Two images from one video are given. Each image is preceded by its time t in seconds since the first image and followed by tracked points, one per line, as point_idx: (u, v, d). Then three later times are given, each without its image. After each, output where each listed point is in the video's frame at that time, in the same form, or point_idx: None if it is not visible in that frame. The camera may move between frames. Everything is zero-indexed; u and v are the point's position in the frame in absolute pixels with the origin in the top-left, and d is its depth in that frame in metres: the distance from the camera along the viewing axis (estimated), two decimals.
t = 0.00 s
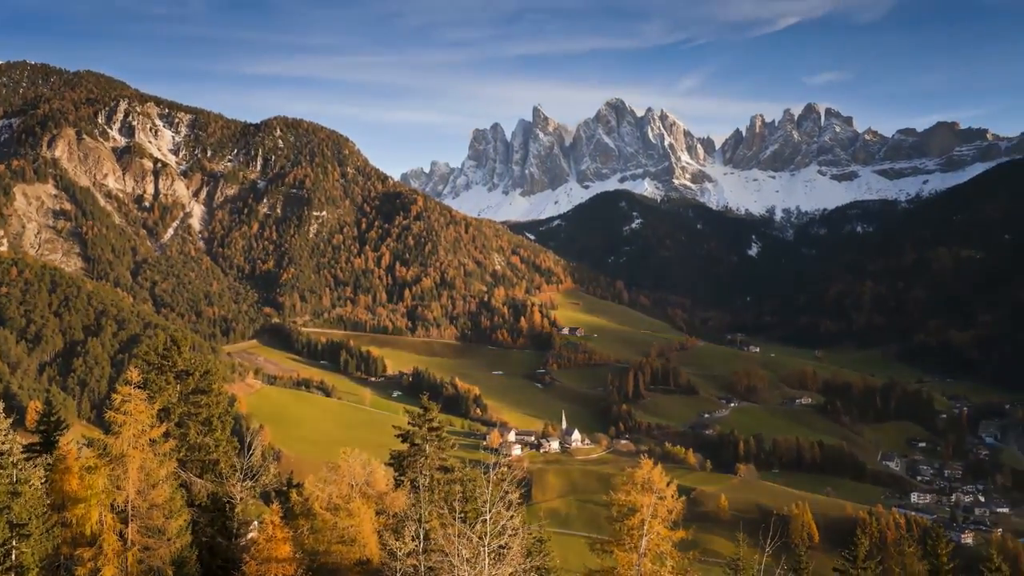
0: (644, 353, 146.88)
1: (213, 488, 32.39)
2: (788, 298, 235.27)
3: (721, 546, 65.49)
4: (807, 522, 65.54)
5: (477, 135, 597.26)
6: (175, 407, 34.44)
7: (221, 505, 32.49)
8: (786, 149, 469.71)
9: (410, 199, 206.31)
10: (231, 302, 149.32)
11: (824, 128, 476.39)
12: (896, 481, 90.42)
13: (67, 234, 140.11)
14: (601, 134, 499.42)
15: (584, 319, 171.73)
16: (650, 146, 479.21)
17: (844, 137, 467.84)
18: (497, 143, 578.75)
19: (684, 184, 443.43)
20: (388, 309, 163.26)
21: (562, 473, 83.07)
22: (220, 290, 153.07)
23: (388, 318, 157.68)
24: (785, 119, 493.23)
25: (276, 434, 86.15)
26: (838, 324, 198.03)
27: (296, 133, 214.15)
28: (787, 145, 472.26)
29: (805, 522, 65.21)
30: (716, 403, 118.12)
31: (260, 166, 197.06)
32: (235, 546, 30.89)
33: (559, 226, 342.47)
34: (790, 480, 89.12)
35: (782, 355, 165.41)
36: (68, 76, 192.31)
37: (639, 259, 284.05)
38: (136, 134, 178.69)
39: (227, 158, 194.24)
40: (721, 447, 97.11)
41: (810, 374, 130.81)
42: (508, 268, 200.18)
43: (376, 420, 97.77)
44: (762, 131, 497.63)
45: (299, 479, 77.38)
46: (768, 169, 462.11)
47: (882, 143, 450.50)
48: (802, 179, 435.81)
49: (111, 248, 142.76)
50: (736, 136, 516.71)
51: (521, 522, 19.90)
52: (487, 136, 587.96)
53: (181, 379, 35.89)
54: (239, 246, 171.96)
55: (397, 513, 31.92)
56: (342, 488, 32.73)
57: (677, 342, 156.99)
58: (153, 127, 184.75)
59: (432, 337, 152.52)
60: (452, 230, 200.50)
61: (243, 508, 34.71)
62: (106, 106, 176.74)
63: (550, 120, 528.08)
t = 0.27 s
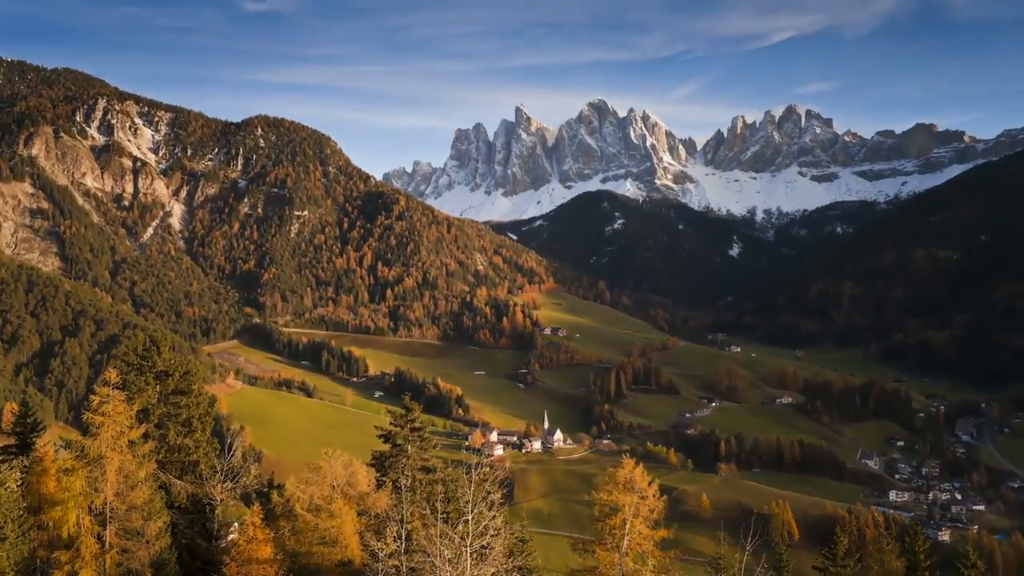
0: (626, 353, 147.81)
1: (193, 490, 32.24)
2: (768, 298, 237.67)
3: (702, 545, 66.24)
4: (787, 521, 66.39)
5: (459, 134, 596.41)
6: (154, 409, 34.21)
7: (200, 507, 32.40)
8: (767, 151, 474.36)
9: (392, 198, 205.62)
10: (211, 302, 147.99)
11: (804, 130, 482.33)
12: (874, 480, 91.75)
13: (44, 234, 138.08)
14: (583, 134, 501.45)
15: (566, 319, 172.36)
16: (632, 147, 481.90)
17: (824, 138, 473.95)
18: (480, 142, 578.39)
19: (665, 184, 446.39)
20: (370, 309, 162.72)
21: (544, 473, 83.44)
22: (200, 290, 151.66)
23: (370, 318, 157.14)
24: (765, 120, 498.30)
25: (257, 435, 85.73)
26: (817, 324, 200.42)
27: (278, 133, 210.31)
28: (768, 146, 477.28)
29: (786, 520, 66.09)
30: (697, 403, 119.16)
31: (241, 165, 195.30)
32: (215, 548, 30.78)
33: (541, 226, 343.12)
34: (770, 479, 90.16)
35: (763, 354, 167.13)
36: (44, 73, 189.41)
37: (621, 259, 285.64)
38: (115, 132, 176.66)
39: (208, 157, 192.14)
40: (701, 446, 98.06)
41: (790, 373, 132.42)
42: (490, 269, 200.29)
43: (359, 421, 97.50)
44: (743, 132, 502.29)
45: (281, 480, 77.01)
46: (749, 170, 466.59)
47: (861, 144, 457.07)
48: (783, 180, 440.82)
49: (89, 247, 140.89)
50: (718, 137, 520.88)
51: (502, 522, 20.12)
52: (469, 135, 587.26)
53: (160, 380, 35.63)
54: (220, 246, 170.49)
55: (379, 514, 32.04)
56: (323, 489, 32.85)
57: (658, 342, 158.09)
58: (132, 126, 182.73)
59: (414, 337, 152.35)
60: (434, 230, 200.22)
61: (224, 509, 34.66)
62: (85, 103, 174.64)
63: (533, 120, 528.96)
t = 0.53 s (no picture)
0: (611, 353, 148.37)
1: (175, 491, 32.13)
2: (752, 298, 239.56)
3: (686, 544, 66.68)
4: (770, 521, 66.95)
5: (444, 134, 595.21)
6: (136, 410, 34.09)
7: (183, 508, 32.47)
8: (750, 151, 478.01)
9: (376, 198, 204.88)
10: (194, 302, 146.67)
11: (787, 131, 486.93)
12: (857, 478, 92.79)
13: (24, 232, 136.23)
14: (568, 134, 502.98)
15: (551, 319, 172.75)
16: (616, 147, 483.77)
17: (807, 139, 478.85)
18: (465, 142, 577.66)
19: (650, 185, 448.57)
20: (354, 309, 162.09)
21: (529, 474, 83.66)
22: (182, 290, 150.26)
23: (355, 318, 156.53)
24: (749, 121, 502.24)
25: (240, 436, 85.23)
26: (800, 324, 202.19)
27: (262, 131, 209.79)
28: (752, 147, 481.14)
29: (769, 520, 66.66)
30: (681, 403, 119.90)
31: (225, 164, 193.67)
32: (197, 550, 30.72)
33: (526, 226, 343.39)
34: (753, 478, 90.94)
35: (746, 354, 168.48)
36: (24, 69, 186.73)
37: (605, 260, 286.80)
38: (96, 130, 174.90)
39: (191, 156, 190.41)
40: (686, 446, 98.83)
41: (773, 373, 133.67)
42: (475, 269, 200.19)
43: (343, 422, 97.19)
44: (727, 133, 505.96)
45: (264, 481, 76.56)
46: (733, 170, 470.12)
47: (844, 145, 462.42)
48: (766, 181, 444.85)
49: (70, 246, 139.21)
50: (702, 137, 524.04)
51: (487, 522, 20.22)
52: (454, 135, 586.29)
53: (142, 381, 35.44)
54: (203, 245, 169.02)
55: (363, 515, 32.15)
56: (307, 490, 33.18)
57: (643, 342, 158.87)
58: (114, 124, 180.90)
59: (398, 337, 152.06)
60: (419, 230, 199.84)
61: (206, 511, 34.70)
62: (65, 101, 172.89)
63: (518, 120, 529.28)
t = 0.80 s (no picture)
0: (593, 353, 149.09)
1: (155, 493, 32.03)
2: (733, 298, 241.68)
3: (667, 543, 67.33)
4: (750, 520, 67.61)
5: (427, 134, 593.81)
6: (114, 411, 33.89)
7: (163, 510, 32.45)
8: (732, 152, 481.99)
9: (359, 198, 203.91)
10: (174, 302, 145.31)
11: (768, 132, 491.38)
12: (836, 477, 94.04)
13: None
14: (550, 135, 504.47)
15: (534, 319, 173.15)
16: (599, 147, 485.76)
17: (788, 141, 484.28)
18: (447, 142, 576.71)
19: (632, 185, 450.91)
20: (336, 310, 161.35)
21: (511, 474, 83.92)
22: (162, 290, 148.71)
23: (336, 318, 155.79)
24: (731, 123, 506.28)
25: (221, 436, 84.73)
26: (782, 325, 203.69)
27: (243, 130, 207.51)
28: (733, 148, 485.05)
29: (751, 519, 67.53)
30: (663, 402, 120.80)
31: (206, 163, 191.91)
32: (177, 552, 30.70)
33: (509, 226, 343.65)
34: (734, 478, 91.91)
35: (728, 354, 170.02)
36: None
37: (588, 260, 288.07)
38: (74, 129, 173.47)
39: (171, 155, 188.59)
40: (667, 446, 99.66)
41: (754, 373, 135.04)
42: (458, 269, 199.97)
43: (325, 422, 96.91)
44: (709, 134, 509.67)
45: (244, 482, 76.11)
46: (715, 171, 473.81)
47: (824, 146, 468.32)
48: (748, 182, 449.09)
49: (47, 245, 137.43)
50: (684, 138, 527.47)
51: (469, 522, 20.37)
52: (437, 135, 585.09)
53: (121, 382, 35.18)
54: (183, 245, 167.38)
55: (345, 517, 32.32)
56: (289, 491, 33.39)
57: (625, 342, 159.75)
58: (92, 122, 179.09)
59: (380, 337, 151.68)
60: (401, 230, 199.29)
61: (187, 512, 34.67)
62: (43, 100, 171.60)
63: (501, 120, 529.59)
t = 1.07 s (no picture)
0: (575, 353, 149.74)
1: (134, 494, 31.95)
2: (714, 298, 243.75)
3: (649, 542, 67.93)
4: (732, 519, 68.33)
5: (409, 133, 591.60)
6: (92, 412, 33.73)
7: (142, 512, 32.34)
8: (713, 153, 485.96)
9: (340, 198, 202.92)
10: (153, 302, 143.83)
11: (749, 134, 495.84)
12: (815, 476, 95.32)
13: None
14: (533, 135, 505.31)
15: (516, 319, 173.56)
16: (581, 147, 487.60)
17: (769, 142, 489.46)
18: (430, 142, 574.76)
19: (614, 186, 452.92)
20: (317, 309, 160.54)
21: (493, 474, 84.18)
22: (142, 290, 147.03)
23: (318, 318, 155.07)
24: (712, 124, 510.10)
25: (201, 437, 84.20)
26: (763, 324, 206.12)
27: (224, 129, 205.85)
28: (715, 149, 488.91)
29: (732, 518, 68.30)
30: (645, 402, 121.68)
31: (186, 162, 190.03)
32: (157, 554, 30.77)
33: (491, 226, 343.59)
34: (715, 477, 92.92)
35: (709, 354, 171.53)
36: None
37: (570, 260, 289.08)
38: (52, 127, 171.33)
39: (151, 154, 186.64)
40: (649, 445, 100.46)
41: (736, 373, 136.39)
42: (440, 269, 199.65)
43: (306, 423, 96.52)
44: (691, 135, 513.34)
45: (225, 483, 75.66)
46: (697, 172, 477.33)
47: (805, 147, 473.90)
48: (729, 182, 453.13)
49: (24, 245, 135.55)
50: (666, 139, 530.76)
51: (452, 523, 20.56)
52: (420, 135, 583.00)
53: (100, 382, 34.95)
54: (163, 245, 165.61)
55: (327, 518, 32.52)
56: (270, 492, 33.50)
57: (607, 342, 160.69)
58: (71, 121, 177.08)
59: (362, 338, 151.20)
60: (383, 230, 198.73)
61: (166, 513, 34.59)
62: (19, 98, 169.74)
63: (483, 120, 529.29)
